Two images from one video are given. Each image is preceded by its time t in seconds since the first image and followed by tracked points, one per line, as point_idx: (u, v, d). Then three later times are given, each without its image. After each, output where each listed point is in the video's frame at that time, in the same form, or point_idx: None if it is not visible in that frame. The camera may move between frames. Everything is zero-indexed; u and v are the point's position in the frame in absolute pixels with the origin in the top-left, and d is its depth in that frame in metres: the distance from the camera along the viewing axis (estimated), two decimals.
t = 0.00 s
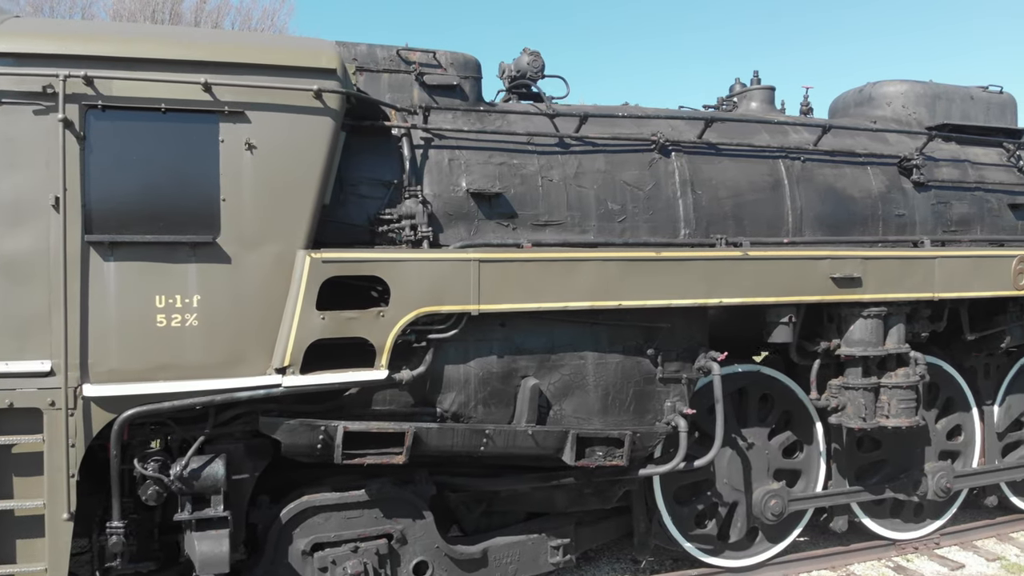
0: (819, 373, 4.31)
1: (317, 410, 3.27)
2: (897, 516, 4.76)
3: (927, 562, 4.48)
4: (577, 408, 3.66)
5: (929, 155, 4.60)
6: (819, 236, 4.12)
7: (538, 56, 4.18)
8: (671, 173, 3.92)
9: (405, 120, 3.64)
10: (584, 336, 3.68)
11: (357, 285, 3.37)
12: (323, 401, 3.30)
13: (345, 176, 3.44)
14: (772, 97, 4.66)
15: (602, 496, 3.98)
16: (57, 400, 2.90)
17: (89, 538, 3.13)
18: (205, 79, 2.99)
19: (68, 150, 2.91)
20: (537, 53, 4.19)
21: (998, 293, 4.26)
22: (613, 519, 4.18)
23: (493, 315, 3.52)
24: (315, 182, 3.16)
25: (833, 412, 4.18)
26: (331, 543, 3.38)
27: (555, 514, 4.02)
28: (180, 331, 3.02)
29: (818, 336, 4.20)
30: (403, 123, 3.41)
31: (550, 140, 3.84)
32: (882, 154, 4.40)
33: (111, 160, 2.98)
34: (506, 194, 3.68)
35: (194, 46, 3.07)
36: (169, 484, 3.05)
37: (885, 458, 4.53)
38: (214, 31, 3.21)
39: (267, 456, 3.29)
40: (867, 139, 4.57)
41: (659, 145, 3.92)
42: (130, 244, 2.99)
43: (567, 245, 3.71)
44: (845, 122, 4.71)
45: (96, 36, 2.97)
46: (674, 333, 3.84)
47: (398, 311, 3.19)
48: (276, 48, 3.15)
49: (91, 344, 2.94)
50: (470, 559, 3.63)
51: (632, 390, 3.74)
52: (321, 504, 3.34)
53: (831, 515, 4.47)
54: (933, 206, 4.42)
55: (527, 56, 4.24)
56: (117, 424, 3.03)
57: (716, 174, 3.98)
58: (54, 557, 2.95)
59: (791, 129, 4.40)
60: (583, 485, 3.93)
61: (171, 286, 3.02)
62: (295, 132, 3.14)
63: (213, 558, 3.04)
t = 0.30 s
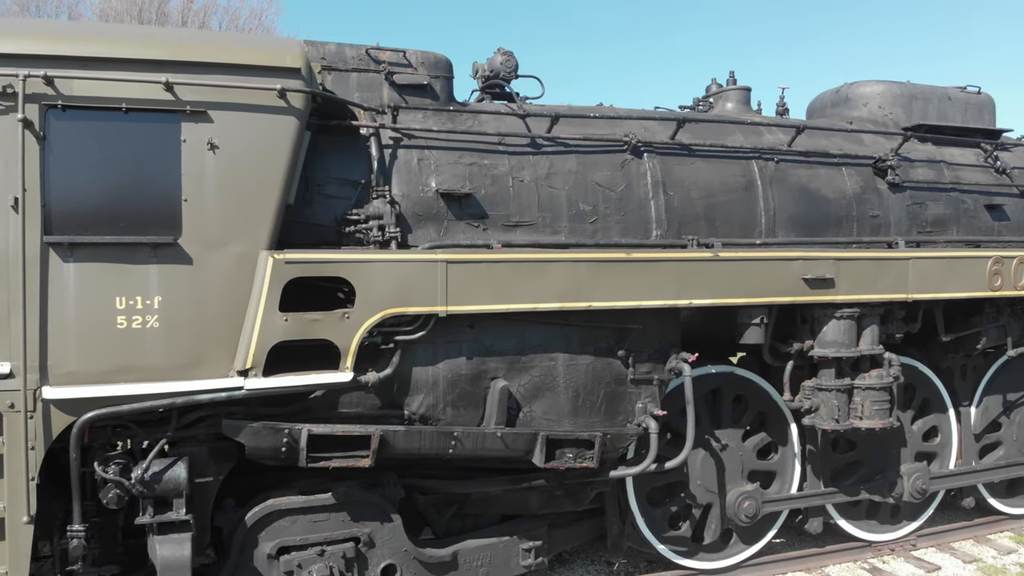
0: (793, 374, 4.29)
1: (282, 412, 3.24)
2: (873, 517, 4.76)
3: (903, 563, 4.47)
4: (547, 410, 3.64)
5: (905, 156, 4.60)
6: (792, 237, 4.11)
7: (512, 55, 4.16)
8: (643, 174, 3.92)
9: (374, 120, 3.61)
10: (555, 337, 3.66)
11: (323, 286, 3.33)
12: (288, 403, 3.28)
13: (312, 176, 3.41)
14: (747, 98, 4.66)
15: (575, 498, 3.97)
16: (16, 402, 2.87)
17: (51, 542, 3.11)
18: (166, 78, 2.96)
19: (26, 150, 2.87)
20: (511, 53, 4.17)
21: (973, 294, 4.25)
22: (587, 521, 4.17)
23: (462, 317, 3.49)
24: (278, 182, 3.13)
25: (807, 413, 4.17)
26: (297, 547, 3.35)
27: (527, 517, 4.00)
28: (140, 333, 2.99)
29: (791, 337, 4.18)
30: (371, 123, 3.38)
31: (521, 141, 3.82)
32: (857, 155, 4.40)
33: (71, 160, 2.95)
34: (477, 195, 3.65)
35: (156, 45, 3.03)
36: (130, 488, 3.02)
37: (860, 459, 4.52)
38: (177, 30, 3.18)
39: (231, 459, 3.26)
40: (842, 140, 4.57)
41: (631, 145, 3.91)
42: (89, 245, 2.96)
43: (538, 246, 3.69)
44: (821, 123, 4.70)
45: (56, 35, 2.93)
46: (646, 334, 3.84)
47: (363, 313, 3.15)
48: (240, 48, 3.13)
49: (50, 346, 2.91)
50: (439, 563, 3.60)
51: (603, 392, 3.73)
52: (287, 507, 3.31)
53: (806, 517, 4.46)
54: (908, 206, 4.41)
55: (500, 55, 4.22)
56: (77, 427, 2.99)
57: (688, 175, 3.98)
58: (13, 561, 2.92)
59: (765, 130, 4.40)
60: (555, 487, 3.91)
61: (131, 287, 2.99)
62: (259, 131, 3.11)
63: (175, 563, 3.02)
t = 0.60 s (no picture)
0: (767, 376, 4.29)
1: (246, 415, 3.22)
2: (850, 519, 4.75)
3: (879, 565, 4.46)
4: (518, 412, 3.62)
5: (880, 157, 4.60)
6: (765, 238, 4.11)
7: (485, 55, 4.15)
8: (615, 175, 3.90)
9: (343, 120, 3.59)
10: (525, 338, 3.63)
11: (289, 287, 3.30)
12: (253, 406, 3.26)
13: (278, 176, 3.38)
14: (723, 99, 4.67)
15: (547, 500, 3.96)
16: None
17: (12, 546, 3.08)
18: (127, 78, 2.93)
19: None
20: (483, 53, 4.16)
21: (948, 295, 4.24)
22: (560, 523, 4.15)
23: (431, 318, 3.47)
24: (242, 183, 3.11)
25: (781, 415, 4.15)
26: (263, 550, 3.32)
27: (500, 519, 3.98)
28: (101, 336, 2.96)
29: (764, 338, 4.16)
30: (338, 123, 3.35)
31: (493, 141, 3.80)
32: (831, 155, 4.40)
33: (30, 161, 2.92)
34: (447, 195, 3.63)
35: (118, 44, 3.00)
36: (91, 492, 3.00)
37: (836, 460, 4.51)
38: (141, 29, 3.15)
39: (195, 462, 3.24)
40: (818, 140, 4.56)
41: (603, 147, 3.90)
42: (49, 247, 2.92)
43: (508, 247, 3.66)
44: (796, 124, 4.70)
45: (15, 33, 2.89)
46: (617, 336, 3.83)
47: (328, 315, 3.13)
48: (204, 47, 3.10)
49: (9, 349, 2.88)
50: (409, 566, 3.57)
51: (574, 394, 3.71)
52: (253, 510, 3.28)
53: (782, 518, 4.44)
54: (884, 207, 4.40)
55: (473, 55, 4.21)
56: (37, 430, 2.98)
57: (660, 176, 3.97)
58: None
59: (740, 131, 4.40)
60: (527, 489, 3.89)
61: (91, 289, 2.96)
62: (221, 131, 3.09)
63: (137, 567, 2.99)
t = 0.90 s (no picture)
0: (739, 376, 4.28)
1: (209, 417, 3.19)
2: (825, 519, 4.75)
3: (854, 566, 4.45)
4: (487, 413, 3.60)
5: (855, 157, 4.59)
6: (738, 238, 4.11)
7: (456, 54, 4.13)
8: (586, 175, 3.89)
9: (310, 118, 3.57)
10: (495, 339, 3.61)
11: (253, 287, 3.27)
12: (216, 408, 3.22)
13: (243, 175, 3.36)
14: (697, 98, 4.67)
15: (518, 501, 3.94)
16: None
17: None
18: (85, 76, 2.89)
19: None
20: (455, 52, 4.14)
21: (921, 295, 4.23)
22: (532, 525, 4.15)
23: (399, 319, 3.44)
24: (203, 182, 3.09)
25: (754, 415, 4.14)
26: (228, 553, 3.29)
27: (472, 521, 3.96)
28: (60, 337, 2.93)
29: (737, 338, 4.15)
30: (304, 122, 3.32)
31: (463, 140, 3.78)
32: (804, 155, 4.40)
33: None
34: (415, 195, 3.60)
35: (78, 42, 2.97)
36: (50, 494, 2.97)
37: (811, 461, 4.50)
38: (103, 27, 3.12)
39: (157, 464, 3.22)
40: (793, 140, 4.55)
41: (575, 146, 3.89)
42: (7, 246, 2.89)
43: (478, 247, 3.64)
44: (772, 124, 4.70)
45: None
46: (588, 336, 3.81)
47: (291, 316, 3.10)
48: (166, 45, 3.08)
49: None
50: (377, 568, 3.54)
51: (544, 395, 3.69)
52: (217, 513, 3.25)
53: (757, 519, 4.44)
54: (858, 207, 4.40)
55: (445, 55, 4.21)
56: None
57: (632, 176, 3.96)
58: None
59: (713, 131, 4.40)
60: (497, 491, 3.88)
61: (50, 289, 2.93)
62: (183, 130, 3.06)
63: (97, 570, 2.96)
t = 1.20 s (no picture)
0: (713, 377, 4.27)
1: (173, 419, 3.16)
2: (800, 521, 4.74)
3: (829, 567, 4.45)
4: (455, 415, 3.58)
5: (830, 158, 4.60)
6: (710, 238, 4.10)
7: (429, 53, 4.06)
8: (558, 175, 3.88)
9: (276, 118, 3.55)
10: (464, 340, 3.59)
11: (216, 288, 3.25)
12: (180, 410, 3.20)
13: (208, 175, 3.35)
14: (669, 98, 4.72)
15: (490, 503, 3.93)
16: None
17: None
18: (44, 76, 2.87)
19: None
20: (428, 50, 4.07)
21: (895, 296, 4.23)
22: (504, 527, 4.14)
23: (366, 320, 3.42)
24: (165, 182, 3.06)
25: (727, 416, 4.13)
26: (193, 556, 3.26)
27: (444, 523, 3.93)
28: (19, 338, 2.90)
29: (710, 338, 4.14)
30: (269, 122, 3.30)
31: (434, 140, 3.76)
32: (778, 156, 4.40)
33: None
34: (384, 195, 3.58)
35: (38, 41, 2.94)
36: (11, 497, 2.95)
37: (786, 462, 4.50)
38: (65, 27, 3.10)
39: (121, 467, 3.21)
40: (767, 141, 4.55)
41: (546, 147, 3.88)
42: None
43: (447, 248, 3.62)
44: (747, 124, 4.70)
45: None
46: (559, 337, 3.79)
47: (254, 317, 3.07)
48: (128, 45, 3.06)
49: None
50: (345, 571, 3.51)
51: (514, 396, 3.68)
52: (181, 516, 3.22)
53: (731, 520, 4.43)
54: (832, 208, 4.40)
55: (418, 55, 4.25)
56: None
57: (604, 177, 3.96)
58: None
59: (687, 132, 4.40)
60: (469, 493, 3.86)
61: (9, 290, 2.90)
62: (144, 129, 3.04)
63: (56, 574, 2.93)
